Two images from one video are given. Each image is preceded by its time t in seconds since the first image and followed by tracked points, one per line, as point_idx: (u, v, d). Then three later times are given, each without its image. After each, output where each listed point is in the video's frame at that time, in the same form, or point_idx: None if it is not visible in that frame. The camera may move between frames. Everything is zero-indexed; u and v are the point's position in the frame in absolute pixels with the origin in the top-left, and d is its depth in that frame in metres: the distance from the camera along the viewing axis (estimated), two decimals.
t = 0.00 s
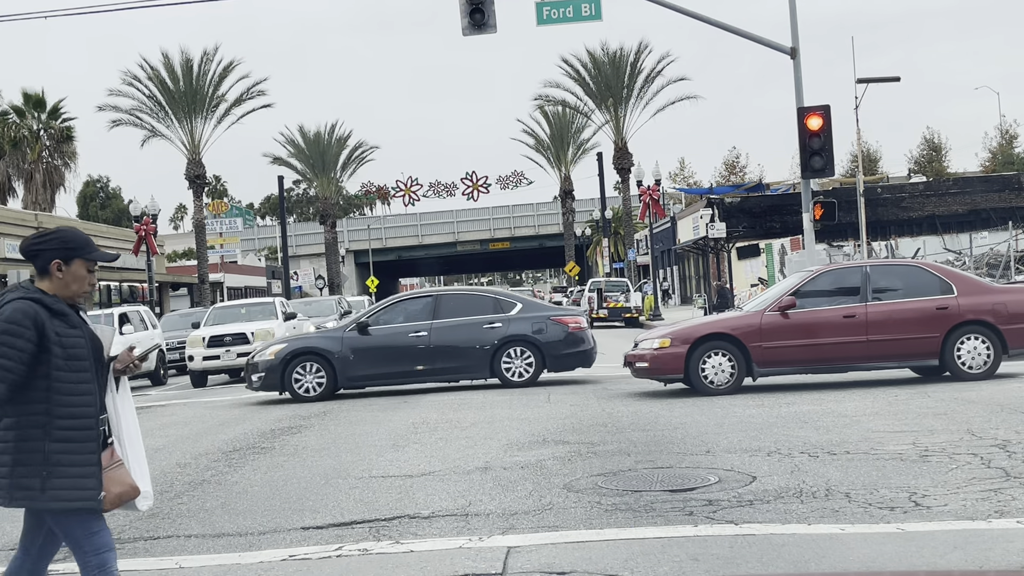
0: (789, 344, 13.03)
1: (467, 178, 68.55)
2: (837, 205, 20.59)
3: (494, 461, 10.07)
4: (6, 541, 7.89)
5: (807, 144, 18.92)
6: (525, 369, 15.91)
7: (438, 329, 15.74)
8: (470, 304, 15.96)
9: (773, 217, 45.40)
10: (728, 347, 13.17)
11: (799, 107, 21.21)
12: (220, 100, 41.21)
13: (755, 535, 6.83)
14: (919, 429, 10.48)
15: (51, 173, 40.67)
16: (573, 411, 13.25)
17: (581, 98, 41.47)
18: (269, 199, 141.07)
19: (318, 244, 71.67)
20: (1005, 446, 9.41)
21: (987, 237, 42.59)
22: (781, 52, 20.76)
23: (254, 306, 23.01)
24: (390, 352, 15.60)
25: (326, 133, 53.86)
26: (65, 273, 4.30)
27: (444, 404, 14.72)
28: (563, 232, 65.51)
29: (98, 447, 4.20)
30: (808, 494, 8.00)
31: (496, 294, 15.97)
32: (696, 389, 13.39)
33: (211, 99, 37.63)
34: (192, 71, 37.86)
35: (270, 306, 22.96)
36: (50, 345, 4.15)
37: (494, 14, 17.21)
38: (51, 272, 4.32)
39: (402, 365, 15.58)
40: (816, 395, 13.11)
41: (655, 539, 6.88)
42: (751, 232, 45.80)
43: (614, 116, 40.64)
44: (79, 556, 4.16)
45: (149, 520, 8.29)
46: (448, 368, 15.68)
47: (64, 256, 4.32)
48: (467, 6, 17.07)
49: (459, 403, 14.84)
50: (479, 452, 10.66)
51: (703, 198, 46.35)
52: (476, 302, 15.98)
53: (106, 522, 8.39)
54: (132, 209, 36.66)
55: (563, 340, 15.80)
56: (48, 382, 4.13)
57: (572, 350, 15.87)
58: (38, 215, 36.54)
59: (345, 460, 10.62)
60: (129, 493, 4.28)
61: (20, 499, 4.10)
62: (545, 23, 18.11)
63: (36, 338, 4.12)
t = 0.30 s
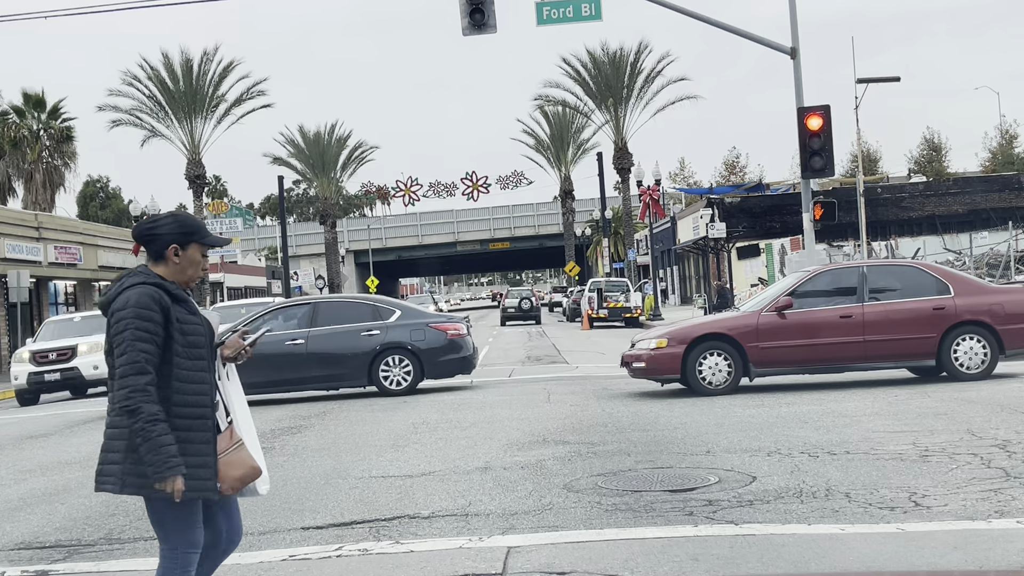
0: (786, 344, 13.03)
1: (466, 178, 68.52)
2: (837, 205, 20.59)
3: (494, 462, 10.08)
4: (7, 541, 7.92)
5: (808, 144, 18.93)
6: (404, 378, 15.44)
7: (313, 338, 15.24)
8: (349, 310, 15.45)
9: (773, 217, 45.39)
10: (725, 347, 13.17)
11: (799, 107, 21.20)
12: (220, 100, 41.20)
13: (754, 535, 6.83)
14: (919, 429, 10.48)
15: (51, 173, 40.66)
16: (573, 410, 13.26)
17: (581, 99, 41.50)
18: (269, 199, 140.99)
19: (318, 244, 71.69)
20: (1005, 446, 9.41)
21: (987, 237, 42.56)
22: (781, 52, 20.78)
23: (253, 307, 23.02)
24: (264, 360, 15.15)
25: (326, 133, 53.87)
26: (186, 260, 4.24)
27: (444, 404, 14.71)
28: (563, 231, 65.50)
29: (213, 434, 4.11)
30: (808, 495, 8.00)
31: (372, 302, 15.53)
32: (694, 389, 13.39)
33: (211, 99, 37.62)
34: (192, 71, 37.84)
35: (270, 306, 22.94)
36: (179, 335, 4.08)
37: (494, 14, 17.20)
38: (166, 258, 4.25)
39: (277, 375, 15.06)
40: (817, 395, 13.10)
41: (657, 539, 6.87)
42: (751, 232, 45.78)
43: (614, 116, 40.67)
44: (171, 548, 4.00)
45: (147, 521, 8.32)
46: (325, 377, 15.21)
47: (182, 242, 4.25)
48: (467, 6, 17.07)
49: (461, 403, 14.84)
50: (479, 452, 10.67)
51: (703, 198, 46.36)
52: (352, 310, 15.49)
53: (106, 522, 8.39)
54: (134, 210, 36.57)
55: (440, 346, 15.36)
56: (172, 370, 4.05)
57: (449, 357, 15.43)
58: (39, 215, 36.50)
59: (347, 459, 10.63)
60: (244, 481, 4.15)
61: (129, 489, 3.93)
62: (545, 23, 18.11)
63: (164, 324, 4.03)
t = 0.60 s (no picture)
0: (782, 345, 12.59)
1: (466, 178, 68.14)
2: (838, 204, 20.16)
3: (495, 461, 9.64)
4: (6, 541, 7.49)
5: (807, 144, 18.49)
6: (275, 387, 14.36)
7: (176, 351, 14.01)
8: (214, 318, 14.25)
9: (773, 216, 44.94)
10: (721, 347, 12.73)
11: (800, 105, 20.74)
12: (220, 100, 40.77)
13: (755, 535, 6.40)
14: (919, 429, 10.05)
15: (51, 173, 40.15)
16: (573, 410, 12.80)
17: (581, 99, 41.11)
18: (269, 199, 140.44)
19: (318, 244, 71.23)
20: (1005, 446, 8.98)
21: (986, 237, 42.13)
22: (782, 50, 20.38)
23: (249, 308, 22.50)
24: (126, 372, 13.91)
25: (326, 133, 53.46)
26: (300, 267, 3.92)
27: (440, 405, 14.25)
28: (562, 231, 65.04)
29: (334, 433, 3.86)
30: (808, 495, 7.57)
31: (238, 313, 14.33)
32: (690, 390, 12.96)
33: (211, 99, 37.14)
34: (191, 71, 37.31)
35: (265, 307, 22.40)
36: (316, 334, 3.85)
37: (494, 14, 16.76)
38: (279, 264, 3.93)
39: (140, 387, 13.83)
40: (818, 395, 12.66)
41: (657, 539, 6.44)
42: (751, 232, 45.33)
43: (614, 115, 40.27)
44: (241, 537, 3.76)
45: (149, 520, 7.88)
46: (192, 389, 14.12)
47: (295, 247, 3.94)
48: (467, 5, 16.63)
49: (453, 404, 14.39)
50: (480, 452, 10.22)
51: (703, 197, 45.94)
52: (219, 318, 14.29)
53: (106, 522, 7.96)
54: (132, 209, 36.08)
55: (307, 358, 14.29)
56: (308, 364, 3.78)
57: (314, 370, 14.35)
58: (39, 215, 36.05)
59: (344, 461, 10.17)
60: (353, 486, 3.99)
61: (262, 487, 3.66)
62: (545, 23, 17.66)
63: (300, 326, 3.80)
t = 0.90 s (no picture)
0: (780, 345, 12.98)
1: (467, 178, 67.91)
2: (837, 205, 20.52)
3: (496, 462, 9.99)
4: (4, 541, 7.27)
5: (807, 143, 18.87)
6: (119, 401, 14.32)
7: (25, 361, 14.11)
8: (60, 332, 14.34)
9: (773, 217, 45.21)
10: (718, 348, 13.12)
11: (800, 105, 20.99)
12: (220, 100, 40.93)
13: (755, 535, 6.79)
14: (919, 429, 10.44)
15: (51, 173, 39.82)
16: (573, 411, 13.16)
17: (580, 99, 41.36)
18: (269, 199, 140.58)
19: (318, 244, 71.38)
20: (1005, 446, 9.38)
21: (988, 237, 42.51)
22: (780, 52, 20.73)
23: (254, 306, 22.64)
24: None
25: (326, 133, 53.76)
26: (414, 246, 4.04)
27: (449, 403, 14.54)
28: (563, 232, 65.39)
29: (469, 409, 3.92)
30: (808, 495, 7.96)
31: (87, 323, 14.35)
32: (687, 390, 13.36)
33: (211, 99, 37.39)
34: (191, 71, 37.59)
35: (270, 306, 22.57)
36: (436, 313, 3.97)
37: (494, 14, 16.57)
38: (392, 246, 4.06)
39: None
40: (816, 395, 13.05)
41: (659, 539, 6.81)
42: (751, 232, 45.60)
43: (614, 116, 40.60)
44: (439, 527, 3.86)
45: (149, 520, 7.71)
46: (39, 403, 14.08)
47: (407, 228, 4.06)
48: (467, 5, 16.47)
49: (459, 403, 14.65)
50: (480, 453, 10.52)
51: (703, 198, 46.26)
52: (66, 331, 14.35)
53: (106, 522, 7.75)
54: (132, 209, 36.26)
55: (152, 368, 14.16)
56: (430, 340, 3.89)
57: (162, 380, 14.21)
58: (39, 215, 36.31)
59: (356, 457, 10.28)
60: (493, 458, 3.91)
61: (409, 468, 3.80)
62: (545, 22, 17.74)
63: (417, 303, 3.93)
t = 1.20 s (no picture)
0: (779, 345, 12.47)
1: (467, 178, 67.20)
2: (838, 205, 20.23)
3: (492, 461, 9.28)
4: (4, 541, 7.09)
5: (807, 144, 17.76)
6: None
7: None
8: None
9: (773, 216, 44.92)
10: (717, 347, 12.60)
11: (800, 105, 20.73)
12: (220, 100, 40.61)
13: (755, 535, 6.15)
14: (920, 429, 9.97)
15: (51, 173, 39.62)
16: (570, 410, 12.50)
17: (581, 99, 41.07)
18: (269, 200, 140.33)
19: (318, 244, 71.13)
20: (1005, 446, 8.91)
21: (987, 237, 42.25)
22: (783, 50, 20.42)
23: (254, 306, 22.43)
24: None
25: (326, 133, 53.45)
26: (533, 251, 3.88)
27: (445, 404, 14.16)
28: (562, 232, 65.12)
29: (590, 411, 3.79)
30: (808, 494, 7.34)
31: None
32: (687, 391, 12.82)
33: (211, 99, 37.16)
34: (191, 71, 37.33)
35: (270, 306, 22.35)
36: (557, 318, 3.83)
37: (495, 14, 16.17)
38: (509, 250, 3.91)
39: None
40: (817, 395, 12.63)
41: (657, 539, 6.19)
42: (751, 232, 45.29)
43: (614, 115, 40.36)
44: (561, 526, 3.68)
45: (149, 520, 7.51)
46: None
47: (526, 233, 3.89)
48: (467, 5, 16.07)
49: (455, 404, 14.28)
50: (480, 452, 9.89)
51: (703, 198, 45.96)
52: None
53: (106, 522, 7.56)
54: (133, 209, 36.04)
55: None
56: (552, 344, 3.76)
57: (0, 394, 13.46)
58: (39, 215, 36.11)
59: (343, 460, 9.88)
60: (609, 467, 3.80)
61: (540, 473, 3.64)
62: (545, 23, 17.05)
63: (542, 307, 3.79)
